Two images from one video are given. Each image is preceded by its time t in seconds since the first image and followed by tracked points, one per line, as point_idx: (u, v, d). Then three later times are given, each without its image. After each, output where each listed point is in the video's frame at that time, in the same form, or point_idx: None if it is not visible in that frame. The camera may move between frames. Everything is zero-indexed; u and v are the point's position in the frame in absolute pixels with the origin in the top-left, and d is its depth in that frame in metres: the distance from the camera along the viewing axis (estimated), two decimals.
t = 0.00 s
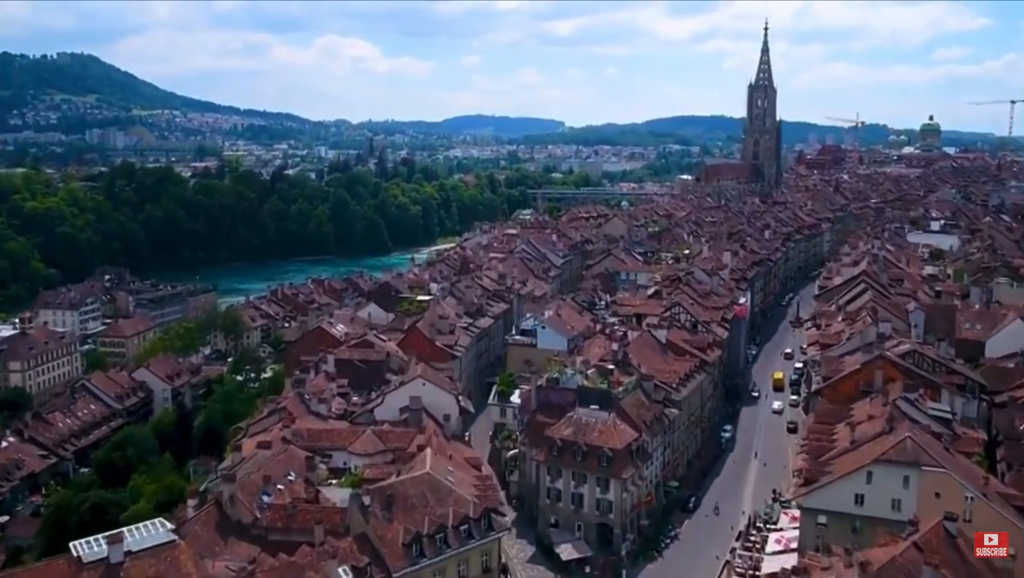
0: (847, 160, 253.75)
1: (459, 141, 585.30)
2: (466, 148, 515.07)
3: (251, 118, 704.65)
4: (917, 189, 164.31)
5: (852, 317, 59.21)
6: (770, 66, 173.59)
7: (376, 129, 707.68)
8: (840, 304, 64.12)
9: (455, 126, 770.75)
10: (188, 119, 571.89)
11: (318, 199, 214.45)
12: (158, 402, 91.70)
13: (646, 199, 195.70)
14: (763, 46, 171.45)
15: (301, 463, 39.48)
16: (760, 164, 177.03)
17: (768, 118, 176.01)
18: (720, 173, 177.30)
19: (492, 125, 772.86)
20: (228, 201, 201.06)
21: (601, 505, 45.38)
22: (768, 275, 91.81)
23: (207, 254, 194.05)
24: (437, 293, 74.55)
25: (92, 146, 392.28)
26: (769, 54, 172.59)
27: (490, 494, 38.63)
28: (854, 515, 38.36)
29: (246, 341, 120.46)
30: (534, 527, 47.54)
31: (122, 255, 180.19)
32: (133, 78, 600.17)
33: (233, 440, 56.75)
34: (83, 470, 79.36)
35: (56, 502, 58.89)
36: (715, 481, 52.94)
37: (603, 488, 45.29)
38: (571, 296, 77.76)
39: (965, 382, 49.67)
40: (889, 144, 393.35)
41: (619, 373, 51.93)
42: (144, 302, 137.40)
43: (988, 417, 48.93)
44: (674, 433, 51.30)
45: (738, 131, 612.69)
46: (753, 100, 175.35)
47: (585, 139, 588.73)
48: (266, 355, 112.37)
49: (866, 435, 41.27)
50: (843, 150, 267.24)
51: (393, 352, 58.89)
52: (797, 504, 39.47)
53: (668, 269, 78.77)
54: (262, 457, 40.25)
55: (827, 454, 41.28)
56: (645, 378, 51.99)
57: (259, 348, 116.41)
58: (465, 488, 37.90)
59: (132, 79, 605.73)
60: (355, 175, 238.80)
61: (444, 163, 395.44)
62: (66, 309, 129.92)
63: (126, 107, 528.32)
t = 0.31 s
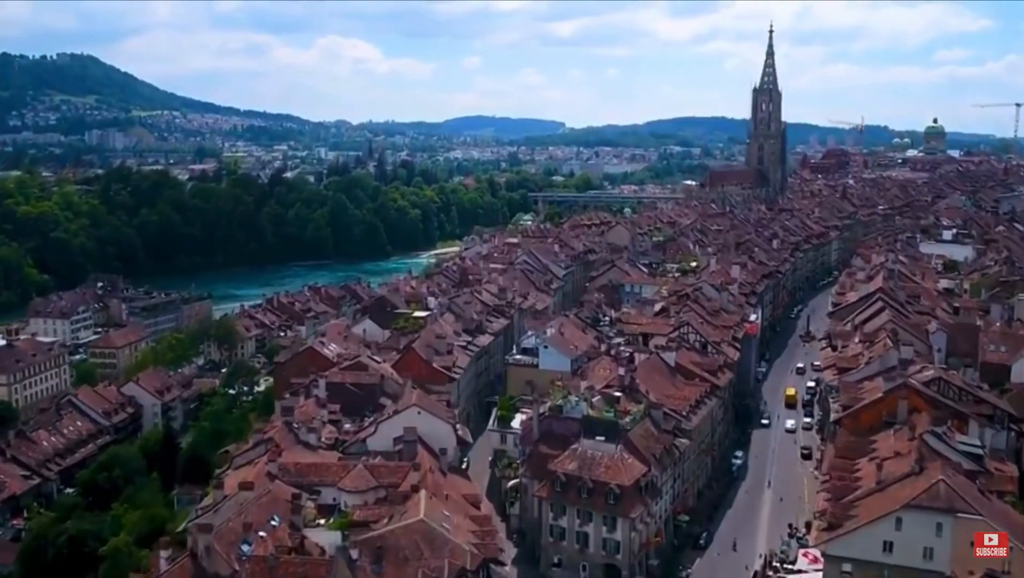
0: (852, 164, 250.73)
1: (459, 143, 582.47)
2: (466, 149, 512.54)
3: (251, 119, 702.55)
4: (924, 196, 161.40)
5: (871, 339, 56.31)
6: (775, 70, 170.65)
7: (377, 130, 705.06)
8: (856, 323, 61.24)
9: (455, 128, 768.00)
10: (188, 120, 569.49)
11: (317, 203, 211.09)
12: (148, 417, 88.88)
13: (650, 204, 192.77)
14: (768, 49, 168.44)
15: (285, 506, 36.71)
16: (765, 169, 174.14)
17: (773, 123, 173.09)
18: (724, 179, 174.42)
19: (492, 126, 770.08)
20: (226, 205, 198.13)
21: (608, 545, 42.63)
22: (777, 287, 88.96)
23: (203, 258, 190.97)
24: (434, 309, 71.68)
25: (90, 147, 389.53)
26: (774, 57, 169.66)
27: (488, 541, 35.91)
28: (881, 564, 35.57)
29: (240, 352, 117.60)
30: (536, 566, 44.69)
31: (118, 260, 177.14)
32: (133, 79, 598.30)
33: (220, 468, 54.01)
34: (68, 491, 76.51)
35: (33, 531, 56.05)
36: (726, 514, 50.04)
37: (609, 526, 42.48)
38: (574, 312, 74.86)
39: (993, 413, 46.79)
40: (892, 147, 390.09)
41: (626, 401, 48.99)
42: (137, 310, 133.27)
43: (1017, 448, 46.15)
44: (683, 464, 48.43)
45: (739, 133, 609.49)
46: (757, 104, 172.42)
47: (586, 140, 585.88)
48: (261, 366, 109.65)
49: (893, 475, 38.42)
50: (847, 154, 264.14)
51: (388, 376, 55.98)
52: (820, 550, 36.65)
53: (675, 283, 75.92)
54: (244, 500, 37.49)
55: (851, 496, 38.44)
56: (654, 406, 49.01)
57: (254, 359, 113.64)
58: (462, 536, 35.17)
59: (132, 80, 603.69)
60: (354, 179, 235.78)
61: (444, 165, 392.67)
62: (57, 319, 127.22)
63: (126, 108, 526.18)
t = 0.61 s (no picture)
0: (855, 166, 248.50)
1: (460, 144, 580.05)
2: (466, 150, 510.02)
3: (251, 119, 700.88)
4: (931, 200, 159.25)
5: (888, 356, 54.09)
6: (779, 72, 168.31)
7: (377, 131, 702.94)
8: (871, 339, 59.03)
9: (455, 128, 765.97)
10: (188, 121, 567.44)
11: (315, 205, 208.67)
12: (140, 431, 86.62)
13: (652, 207, 190.53)
14: (772, 51, 166.17)
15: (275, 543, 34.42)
16: (768, 173, 171.93)
17: (777, 126, 170.85)
18: (727, 182, 172.23)
19: (492, 127, 767.84)
20: (224, 208, 195.94)
21: None
22: (785, 297, 86.76)
23: (201, 262, 188.77)
24: (433, 322, 69.48)
25: (89, 148, 387.37)
26: (778, 59, 167.40)
27: None
28: None
29: (236, 361, 115.36)
30: None
31: (114, 264, 174.88)
32: (133, 80, 596.54)
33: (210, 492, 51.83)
34: (56, 508, 74.32)
35: (16, 556, 53.88)
36: (739, 542, 47.80)
37: (617, 560, 40.26)
38: (577, 324, 72.66)
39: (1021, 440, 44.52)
40: (894, 148, 387.73)
41: (633, 424, 46.76)
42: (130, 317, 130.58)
43: None
44: (694, 491, 46.18)
45: (740, 134, 607.01)
46: (761, 107, 170.18)
47: (587, 140, 583.68)
48: (257, 375, 107.53)
49: (920, 510, 36.15)
50: (851, 156, 261.83)
51: (385, 395, 53.75)
52: None
53: (682, 295, 73.70)
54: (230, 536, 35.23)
55: (875, 532, 36.16)
56: (663, 429, 46.80)
57: (250, 368, 111.51)
58: None
59: (133, 80, 602.26)
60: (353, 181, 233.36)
61: (444, 166, 390.21)
62: (50, 326, 125.07)
63: (126, 109, 524.41)
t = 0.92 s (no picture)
0: (861, 169, 245.65)
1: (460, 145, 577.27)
2: (467, 151, 507.11)
3: (251, 120, 698.41)
4: (940, 207, 156.43)
5: (913, 380, 51.27)
6: (785, 75, 165.29)
7: (377, 132, 700.22)
8: (893, 359, 56.21)
9: (456, 129, 763.34)
10: (189, 121, 565.08)
11: (314, 208, 205.72)
12: (130, 447, 84.09)
13: (655, 212, 187.52)
14: (778, 54, 163.23)
15: None
16: (774, 177, 169.05)
17: (783, 129, 167.97)
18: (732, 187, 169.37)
19: (493, 127, 765.01)
20: (221, 211, 193.12)
21: None
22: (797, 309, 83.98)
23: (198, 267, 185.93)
24: (433, 339, 66.69)
25: (89, 149, 385.15)
26: (784, 62, 164.51)
27: None
28: None
29: (232, 372, 112.57)
30: None
31: (109, 269, 171.93)
32: (133, 80, 594.25)
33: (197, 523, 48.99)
34: (41, 530, 71.52)
35: None
36: None
37: None
38: (582, 340, 69.84)
39: None
40: (897, 150, 384.99)
41: (645, 456, 43.96)
42: (123, 324, 127.25)
43: None
44: (710, 527, 43.39)
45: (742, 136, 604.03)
46: (767, 110, 167.26)
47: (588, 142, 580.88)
48: (252, 387, 104.90)
49: (961, 559, 33.31)
50: (856, 159, 259.04)
51: (381, 420, 50.96)
52: None
53: (691, 309, 70.91)
54: None
55: None
56: (676, 461, 44.01)
57: (245, 379, 108.86)
58: None
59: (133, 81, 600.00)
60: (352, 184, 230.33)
61: (445, 167, 387.29)
62: (42, 334, 122.36)
63: (126, 109, 521.92)
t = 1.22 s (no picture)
0: (866, 172, 242.71)
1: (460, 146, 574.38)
2: (468, 153, 504.10)
3: (251, 121, 695.51)
4: (949, 212, 153.52)
5: (940, 404, 48.52)
6: (791, 77, 162.23)
7: (377, 133, 697.67)
8: (917, 380, 53.45)
9: (457, 130, 760.39)
10: (188, 122, 562.39)
11: (313, 212, 202.84)
12: (121, 464, 81.22)
13: (659, 217, 184.59)
14: (784, 56, 160.25)
15: None
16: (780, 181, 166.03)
17: (789, 132, 165.01)
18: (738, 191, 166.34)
19: (493, 128, 762.04)
20: (219, 215, 190.22)
21: None
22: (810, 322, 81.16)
23: (195, 272, 183.08)
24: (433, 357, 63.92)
25: (88, 150, 382.17)
26: (790, 64, 161.50)
27: None
28: None
29: (228, 383, 109.77)
30: None
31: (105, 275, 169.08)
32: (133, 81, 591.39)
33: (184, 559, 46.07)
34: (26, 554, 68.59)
35: None
36: None
37: None
38: (588, 357, 67.02)
39: None
40: (901, 151, 381.87)
41: (659, 489, 41.22)
42: (117, 333, 124.24)
43: None
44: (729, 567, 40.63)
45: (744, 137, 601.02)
46: (773, 113, 164.25)
47: (589, 143, 577.91)
48: (248, 399, 102.22)
49: None
50: (861, 161, 256.10)
51: (378, 447, 48.20)
52: None
53: (703, 324, 68.03)
54: None
55: None
56: (693, 496, 41.23)
57: (241, 390, 106.19)
58: None
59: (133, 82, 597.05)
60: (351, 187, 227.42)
61: (446, 169, 384.13)
62: (34, 344, 119.58)
63: (125, 110, 518.81)
